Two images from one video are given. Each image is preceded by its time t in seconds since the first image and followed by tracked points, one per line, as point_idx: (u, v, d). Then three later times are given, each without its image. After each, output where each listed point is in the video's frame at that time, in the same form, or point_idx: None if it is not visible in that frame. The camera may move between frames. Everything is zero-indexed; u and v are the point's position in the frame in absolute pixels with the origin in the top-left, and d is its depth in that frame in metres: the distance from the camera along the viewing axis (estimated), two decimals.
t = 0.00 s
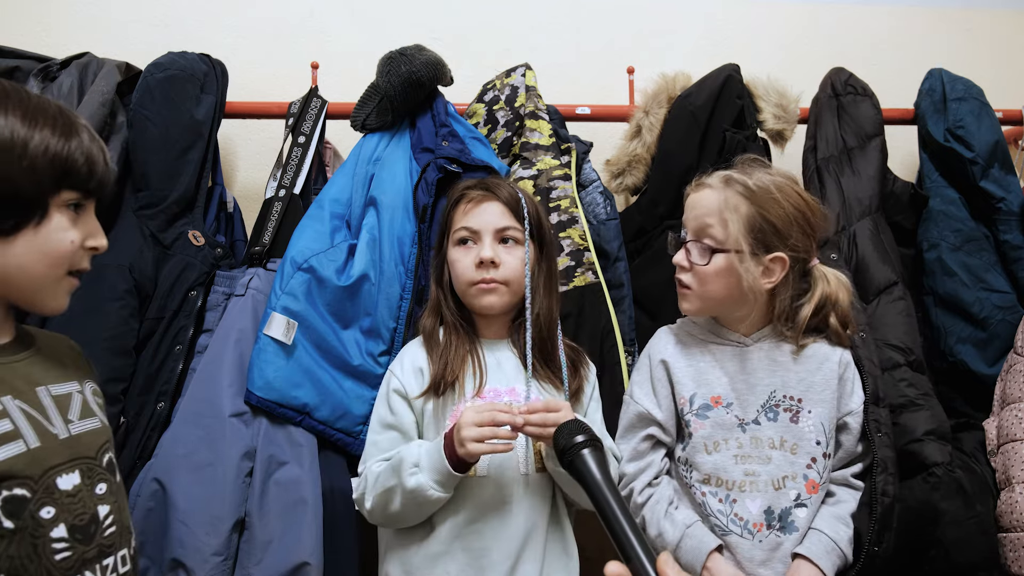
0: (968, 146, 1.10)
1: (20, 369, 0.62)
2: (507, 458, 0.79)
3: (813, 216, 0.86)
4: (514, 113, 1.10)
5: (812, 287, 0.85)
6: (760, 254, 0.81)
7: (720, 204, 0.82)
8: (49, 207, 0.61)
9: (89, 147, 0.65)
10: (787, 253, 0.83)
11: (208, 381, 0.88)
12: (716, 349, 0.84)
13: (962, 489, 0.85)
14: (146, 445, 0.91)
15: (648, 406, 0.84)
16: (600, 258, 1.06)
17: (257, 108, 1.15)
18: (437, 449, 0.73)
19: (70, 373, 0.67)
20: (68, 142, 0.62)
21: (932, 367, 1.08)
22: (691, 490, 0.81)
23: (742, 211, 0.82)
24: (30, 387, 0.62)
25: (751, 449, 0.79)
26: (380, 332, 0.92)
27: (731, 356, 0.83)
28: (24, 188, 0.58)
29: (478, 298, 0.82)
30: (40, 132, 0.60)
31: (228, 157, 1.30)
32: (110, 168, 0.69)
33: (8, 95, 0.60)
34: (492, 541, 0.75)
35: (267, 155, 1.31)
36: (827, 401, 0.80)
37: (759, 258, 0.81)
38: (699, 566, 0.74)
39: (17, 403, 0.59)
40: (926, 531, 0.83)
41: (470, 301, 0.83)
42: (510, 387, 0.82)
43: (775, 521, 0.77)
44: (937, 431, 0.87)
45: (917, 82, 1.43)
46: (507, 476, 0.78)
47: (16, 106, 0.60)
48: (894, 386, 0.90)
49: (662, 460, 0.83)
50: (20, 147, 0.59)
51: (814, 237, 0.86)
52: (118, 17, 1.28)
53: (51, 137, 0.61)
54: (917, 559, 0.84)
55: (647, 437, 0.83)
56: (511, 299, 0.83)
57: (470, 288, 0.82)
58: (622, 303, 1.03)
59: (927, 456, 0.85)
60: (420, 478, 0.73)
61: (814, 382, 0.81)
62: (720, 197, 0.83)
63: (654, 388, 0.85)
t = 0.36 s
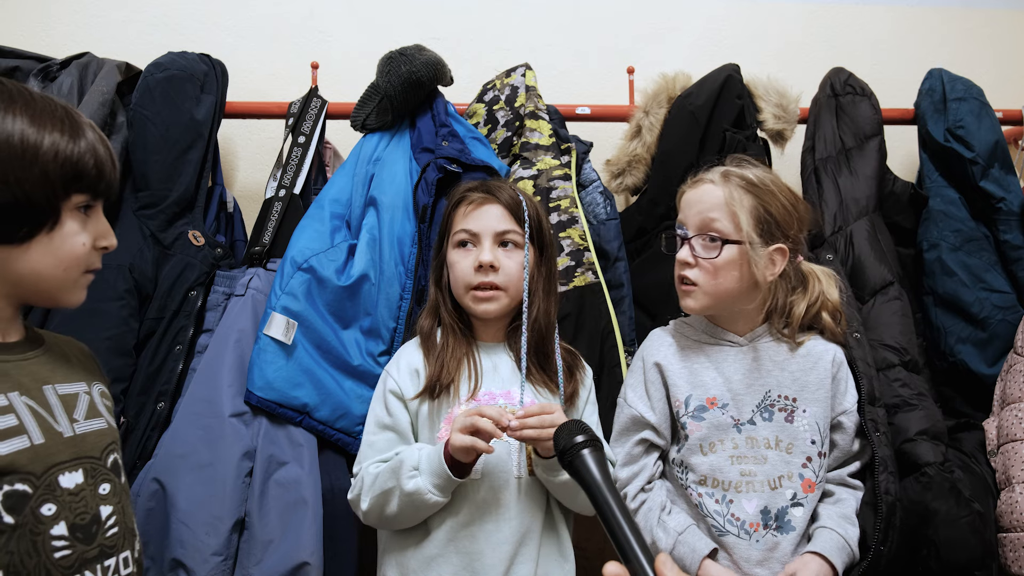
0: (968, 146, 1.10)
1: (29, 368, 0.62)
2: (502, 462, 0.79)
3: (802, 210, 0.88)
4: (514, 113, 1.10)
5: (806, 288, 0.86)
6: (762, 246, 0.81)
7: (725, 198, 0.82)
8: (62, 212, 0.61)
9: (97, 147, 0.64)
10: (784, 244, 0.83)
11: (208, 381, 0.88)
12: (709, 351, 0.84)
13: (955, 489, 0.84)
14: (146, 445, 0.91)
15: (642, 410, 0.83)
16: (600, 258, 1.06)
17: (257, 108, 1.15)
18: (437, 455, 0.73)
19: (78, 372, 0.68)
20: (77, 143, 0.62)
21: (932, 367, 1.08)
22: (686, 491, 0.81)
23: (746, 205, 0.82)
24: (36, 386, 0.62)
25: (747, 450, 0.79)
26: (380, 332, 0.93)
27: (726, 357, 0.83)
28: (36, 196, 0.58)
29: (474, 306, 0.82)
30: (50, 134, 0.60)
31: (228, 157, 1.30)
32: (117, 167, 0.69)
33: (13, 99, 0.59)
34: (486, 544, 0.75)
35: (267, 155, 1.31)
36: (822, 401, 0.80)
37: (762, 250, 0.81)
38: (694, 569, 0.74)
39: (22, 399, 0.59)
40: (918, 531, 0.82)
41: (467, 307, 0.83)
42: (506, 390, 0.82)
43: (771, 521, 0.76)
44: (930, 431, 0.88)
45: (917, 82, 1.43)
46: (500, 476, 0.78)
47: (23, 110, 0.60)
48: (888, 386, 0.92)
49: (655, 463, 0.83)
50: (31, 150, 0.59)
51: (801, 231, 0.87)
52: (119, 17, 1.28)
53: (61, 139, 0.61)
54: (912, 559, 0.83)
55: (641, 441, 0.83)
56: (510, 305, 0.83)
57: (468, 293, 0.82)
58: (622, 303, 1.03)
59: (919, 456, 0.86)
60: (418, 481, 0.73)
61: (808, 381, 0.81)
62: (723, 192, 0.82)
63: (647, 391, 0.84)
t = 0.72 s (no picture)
0: (968, 146, 1.10)
1: (39, 368, 0.62)
2: (495, 463, 0.79)
3: (797, 206, 0.86)
4: (513, 113, 1.10)
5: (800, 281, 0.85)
6: (742, 246, 0.81)
7: (698, 199, 0.82)
8: (73, 213, 0.61)
9: (107, 147, 0.64)
10: (770, 244, 0.82)
11: (209, 381, 0.88)
12: (705, 345, 0.84)
13: (953, 488, 0.84)
14: (146, 445, 0.91)
15: (636, 405, 0.83)
16: (600, 258, 1.06)
17: (257, 108, 1.15)
18: (433, 454, 0.73)
19: (87, 373, 0.68)
20: (87, 143, 0.62)
21: (932, 367, 1.08)
22: (679, 486, 0.80)
23: (722, 205, 0.82)
24: (44, 385, 0.62)
25: (739, 445, 0.78)
26: (380, 332, 0.93)
27: (719, 350, 0.83)
28: (48, 196, 0.58)
29: (470, 304, 0.82)
30: (61, 135, 0.60)
31: (228, 157, 1.30)
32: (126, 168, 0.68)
33: (24, 100, 0.59)
34: (478, 547, 0.75)
35: (267, 155, 1.31)
36: (817, 397, 0.79)
37: (742, 250, 0.81)
38: (682, 564, 0.73)
39: (30, 399, 0.59)
40: (914, 530, 0.83)
41: (463, 306, 0.83)
42: (500, 391, 0.82)
43: (762, 518, 0.76)
44: (929, 430, 0.88)
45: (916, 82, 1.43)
46: (495, 478, 0.78)
47: (34, 111, 0.60)
48: (887, 386, 0.92)
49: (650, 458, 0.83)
50: (43, 151, 0.59)
51: (800, 225, 0.86)
52: (119, 17, 1.28)
53: (72, 139, 0.61)
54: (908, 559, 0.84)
55: (636, 436, 0.83)
56: (503, 306, 0.83)
57: (463, 292, 0.82)
58: (622, 303, 1.03)
59: (917, 455, 0.85)
60: (414, 480, 0.73)
61: (804, 378, 0.80)
62: (698, 195, 0.83)
63: (642, 386, 0.85)
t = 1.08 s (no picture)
0: (968, 146, 1.10)
1: (40, 368, 0.62)
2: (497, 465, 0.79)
3: (797, 196, 0.85)
4: (514, 113, 1.10)
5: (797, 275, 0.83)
6: (742, 236, 0.80)
7: (697, 188, 0.81)
8: (75, 215, 0.61)
9: (111, 150, 0.64)
10: (770, 234, 0.81)
11: (209, 381, 0.88)
12: (695, 341, 0.83)
13: (952, 486, 0.85)
14: (146, 445, 0.91)
15: (628, 397, 0.85)
16: (600, 258, 1.06)
17: (257, 108, 1.15)
18: (448, 476, 0.72)
19: (88, 373, 0.68)
20: (91, 146, 0.62)
21: (932, 367, 1.08)
22: (657, 480, 0.79)
23: (721, 194, 0.81)
24: (44, 386, 0.62)
25: (715, 440, 0.76)
26: (380, 332, 0.93)
27: (705, 345, 0.82)
28: (51, 198, 0.58)
29: (472, 305, 0.81)
30: (65, 137, 0.60)
31: (228, 157, 1.30)
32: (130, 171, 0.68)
33: (30, 102, 0.59)
34: (479, 548, 0.75)
35: (267, 155, 1.31)
36: (801, 394, 0.75)
37: (741, 240, 0.80)
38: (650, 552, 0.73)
39: (31, 399, 0.59)
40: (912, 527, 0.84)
41: (465, 306, 0.82)
42: (500, 393, 0.82)
43: (732, 517, 0.73)
44: (929, 428, 0.88)
45: (916, 82, 1.44)
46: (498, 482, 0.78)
47: (39, 112, 0.60)
48: (887, 382, 0.91)
49: (642, 453, 0.83)
50: (47, 154, 0.59)
51: (800, 217, 0.85)
52: (119, 17, 1.28)
53: (76, 142, 0.61)
54: (905, 555, 0.85)
55: (628, 429, 0.84)
56: (505, 307, 0.83)
57: (467, 293, 0.81)
58: (622, 303, 1.03)
59: (917, 453, 0.85)
60: (429, 503, 0.73)
61: (789, 373, 0.76)
62: (697, 186, 0.82)
63: (634, 383, 0.86)
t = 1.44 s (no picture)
0: (968, 146, 1.10)
1: (38, 368, 0.62)
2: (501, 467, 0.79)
3: (794, 199, 0.81)
4: (514, 113, 1.10)
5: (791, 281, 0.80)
6: (726, 242, 0.78)
7: (680, 190, 0.79)
8: (73, 214, 0.61)
9: (109, 151, 0.64)
10: (757, 240, 0.78)
11: (209, 381, 0.88)
12: (689, 344, 0.82)
13: (951, 486, 0.86)
14: (146, 445, 0.91)
15: (627, 401, 0.84)
16: (600, 258, 1.06)
17: (257, 108, 1.15)
18: (457, 480, 0.72)
19: (86, 373, 0.68)
20: (90, 146, 0.62)
21: (932, 367, 1.08)
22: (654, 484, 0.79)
23: (704, 197, 0.78)
24: (43, 386, 0.62)
25: (707, 447, 0.75)
26: (381, 332, 0.93)
27: (699, 351, 0.80)
28: (49, 197, 0.58)
29: (475, 306, 0.81)
30: (64, 137, 0.60)
31: (228, 157, 1.30)
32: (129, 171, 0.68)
33: (29, 102, 0.59)
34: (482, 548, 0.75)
35: (266, 155, 1.31)
36: (793, 402, 0.74)
37: (726, 247, 0.77)
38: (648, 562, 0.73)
39: (30, 400, 0.59)
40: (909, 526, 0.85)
41: (467, 307, 0.82)
42: (503, 395, 0.82)
43: (721, 524, 0.72)
44: (927, 428, 0.89)
45: (916, 82, 1.44)
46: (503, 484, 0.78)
47: (39, 112, 0.60)
48: (885, 382, 0.91)
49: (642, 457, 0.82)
50: (46, 154, 0.59)
51: (798, 220, 0.81)
52: (119, 17, 1.28)
53: (75, 142, 0.61)
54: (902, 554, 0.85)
55: (626, 433, 0.84)
56: (508, 307, 0.83)
57: (469, 293, 0.81)
58: (622, 303, 1.03)
59: (915, 452, 0.87)
60: (437, 507, 0.73)
61: (784, 381, 0.75)
62: (682, 189, 0.79)
63: (632, 387, 0.85)
